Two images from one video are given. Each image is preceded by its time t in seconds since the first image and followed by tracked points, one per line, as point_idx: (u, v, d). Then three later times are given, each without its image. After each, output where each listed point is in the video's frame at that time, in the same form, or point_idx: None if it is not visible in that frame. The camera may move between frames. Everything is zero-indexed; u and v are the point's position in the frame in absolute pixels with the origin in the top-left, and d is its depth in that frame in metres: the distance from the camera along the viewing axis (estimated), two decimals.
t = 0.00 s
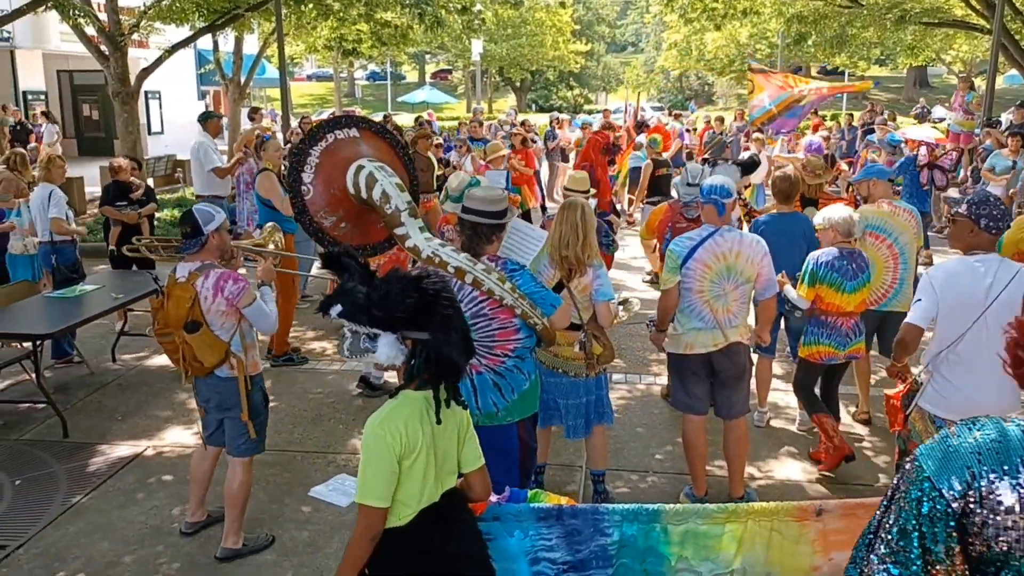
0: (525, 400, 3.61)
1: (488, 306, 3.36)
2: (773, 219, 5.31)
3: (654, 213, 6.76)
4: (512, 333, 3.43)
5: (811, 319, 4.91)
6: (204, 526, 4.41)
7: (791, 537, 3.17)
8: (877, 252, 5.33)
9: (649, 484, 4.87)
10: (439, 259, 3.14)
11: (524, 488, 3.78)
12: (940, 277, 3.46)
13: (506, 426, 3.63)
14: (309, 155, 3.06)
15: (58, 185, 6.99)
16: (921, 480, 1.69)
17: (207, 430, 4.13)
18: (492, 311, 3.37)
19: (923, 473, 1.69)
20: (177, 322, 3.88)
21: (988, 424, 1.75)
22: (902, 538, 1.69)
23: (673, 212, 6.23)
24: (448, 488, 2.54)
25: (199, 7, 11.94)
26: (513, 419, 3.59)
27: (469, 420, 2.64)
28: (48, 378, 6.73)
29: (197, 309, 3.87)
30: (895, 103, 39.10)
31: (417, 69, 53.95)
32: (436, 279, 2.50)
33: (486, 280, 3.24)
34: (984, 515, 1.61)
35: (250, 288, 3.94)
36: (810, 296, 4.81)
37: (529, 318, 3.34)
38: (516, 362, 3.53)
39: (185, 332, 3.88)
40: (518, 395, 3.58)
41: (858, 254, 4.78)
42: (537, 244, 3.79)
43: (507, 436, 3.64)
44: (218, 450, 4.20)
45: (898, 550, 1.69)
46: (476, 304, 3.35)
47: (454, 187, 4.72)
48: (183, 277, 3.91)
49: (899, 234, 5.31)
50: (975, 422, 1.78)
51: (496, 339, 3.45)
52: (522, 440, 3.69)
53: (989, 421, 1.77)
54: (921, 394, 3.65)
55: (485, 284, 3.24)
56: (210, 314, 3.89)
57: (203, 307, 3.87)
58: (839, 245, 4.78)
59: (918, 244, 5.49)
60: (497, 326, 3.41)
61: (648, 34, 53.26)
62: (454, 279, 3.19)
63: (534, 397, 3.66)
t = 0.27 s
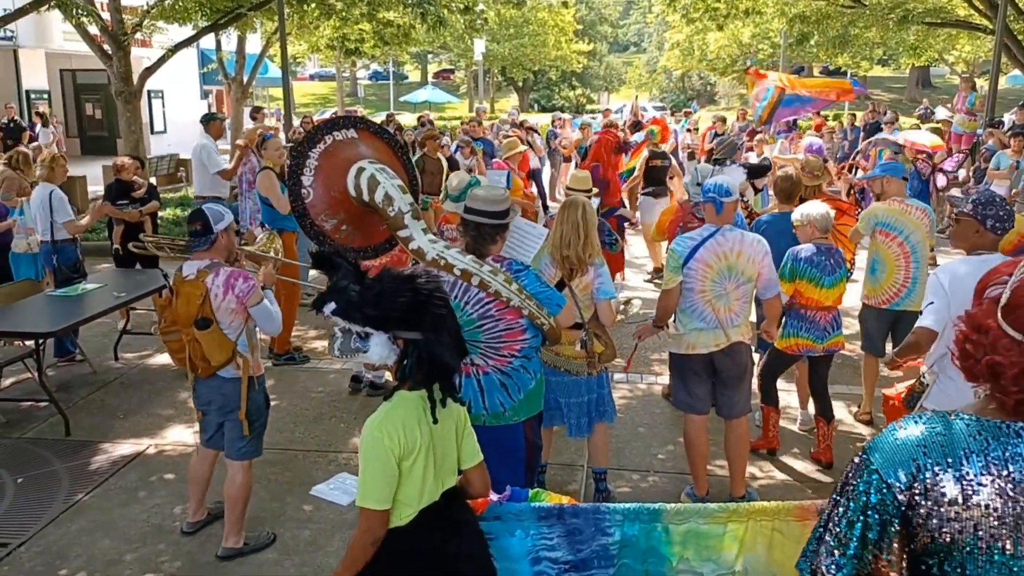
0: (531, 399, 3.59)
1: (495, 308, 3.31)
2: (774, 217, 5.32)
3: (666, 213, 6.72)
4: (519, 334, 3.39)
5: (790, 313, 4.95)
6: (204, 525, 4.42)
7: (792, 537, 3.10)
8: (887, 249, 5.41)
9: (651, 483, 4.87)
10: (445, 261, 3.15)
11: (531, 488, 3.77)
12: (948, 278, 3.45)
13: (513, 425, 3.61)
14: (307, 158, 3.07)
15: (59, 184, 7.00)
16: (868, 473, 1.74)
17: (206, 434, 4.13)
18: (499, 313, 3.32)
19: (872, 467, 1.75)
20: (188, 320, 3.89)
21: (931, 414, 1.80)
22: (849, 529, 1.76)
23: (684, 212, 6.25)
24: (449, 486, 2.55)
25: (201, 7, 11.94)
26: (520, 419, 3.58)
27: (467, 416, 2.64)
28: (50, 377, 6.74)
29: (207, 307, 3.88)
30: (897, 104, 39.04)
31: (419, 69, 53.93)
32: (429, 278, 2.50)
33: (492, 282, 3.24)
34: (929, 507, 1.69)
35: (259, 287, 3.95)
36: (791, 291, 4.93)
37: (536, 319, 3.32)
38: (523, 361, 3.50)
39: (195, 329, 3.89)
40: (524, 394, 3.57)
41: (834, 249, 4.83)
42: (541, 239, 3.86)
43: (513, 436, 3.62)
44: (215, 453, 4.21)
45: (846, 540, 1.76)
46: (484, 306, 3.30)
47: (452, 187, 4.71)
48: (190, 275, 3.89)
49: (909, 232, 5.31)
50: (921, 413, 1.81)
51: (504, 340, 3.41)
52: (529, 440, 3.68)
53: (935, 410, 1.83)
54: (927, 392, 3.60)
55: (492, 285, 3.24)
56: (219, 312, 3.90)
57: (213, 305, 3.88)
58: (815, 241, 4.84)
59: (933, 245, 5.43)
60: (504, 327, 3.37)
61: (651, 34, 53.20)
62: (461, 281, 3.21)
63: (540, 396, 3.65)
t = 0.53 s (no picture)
0: (538, 399, 3.58)
1: (503, 308, 3.31)
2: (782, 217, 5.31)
3: (673, 212, 6.74)
4: (527, 334, 3.39)
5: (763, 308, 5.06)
6: (209, 522, 4.44)
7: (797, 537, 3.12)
8: (906, 255, 5.36)
9: (655, 482, 4.87)
10: (452, 262, 3.18)
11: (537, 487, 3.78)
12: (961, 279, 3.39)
13: (520, 425, 3.60)
14: (310, 158, 3.06)
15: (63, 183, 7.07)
16: (840, 474, 1.76)
17: (206, 432, 4.13)
18: (507, 313, 3.32)
19: (845, 467, 1.77)
20: (195, 316, 3.89)
21: (902, 414, 1.81)
22: (821, 531, 1.78)
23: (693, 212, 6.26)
24: (452, 485, 2.55)
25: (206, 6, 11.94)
26: (527, 419, 3.57)
27: (467, 414, 2.63)
28: (56, 375, 6.76)
29: (214, 303, 3.88)
30: (903, 103, 38.89)
31: (424, 67, 53.87)
32: (422, 277, 2.50)
33: (501, 282, 3.23)
34: (899, 507, 1.71)
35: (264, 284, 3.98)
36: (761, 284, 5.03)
37: (545, 319, 3.34)
38: (530, 361, 3.49)
39: (202, 324, 3.89)
40: (532, 394, 3.55)
41: (809, 248, 5.05)
42: (543, 239, 3.88)
43: (520, 435, 3.61)
44: (216, 450, 4.21)
45: (817, 541, 1.78)
46: (492, 307, 3.29)
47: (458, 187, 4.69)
48: (195, 272, 3.90)
49: (929, 238, 5.25)
50: (892, 414, 1.83)
51: (511, 340, 3.40)
52: (536, 439, 3.69)
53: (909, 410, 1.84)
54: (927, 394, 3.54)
55: (500, 286, 3.23)
56: (226, 308, 3.92)
57: (220, 301, 3.90)
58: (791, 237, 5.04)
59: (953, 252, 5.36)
60: (511, 327, 3.36)
61: (656, 32, 53.08)
62: (469, 281, 3.21)
63: (546, 396, 3.63)
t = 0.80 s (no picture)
0: (540, 399, 3.58)
1: (504, 308, 3.32)
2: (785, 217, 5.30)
3: (670, 209, 6.80)
4: (528, 334, 3.39)
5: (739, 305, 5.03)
6: (209, 520, 4.45)
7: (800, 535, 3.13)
8: (916, 252, 5.36)
9: (656, 481, 4.87)
10: (454, 262, 3.11)
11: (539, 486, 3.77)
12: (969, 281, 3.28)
13: (522, 424, 3.60)
14: (310, 158, 3.06)
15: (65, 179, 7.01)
16: (843, 466, 1.77)
17: (203, 427, 4.15)
18: (508, 313, 3.33)
19: (847, 459, 1.77)
20: (192, 313, 3.89)
21: (909, 410, 1.81)
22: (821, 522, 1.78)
23: (688, 209, 6.28)
24: (452, 485, 2.55)
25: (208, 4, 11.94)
26: (530, 418, 3.57)
27: (466, 413, 2.64)
28: (57, 372, 6.76)
29: (212, 299, 3.91)
30: (905, 102, 38.87)
31: (425, 66, 53.85)
32: (415, 276, 2.51)
33: (503, 282, 3.21)
34: (899, 501, 1.71)
35: (261, 282, 4.00)
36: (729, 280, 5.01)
37: (546, 319, 3.31)
38: (532, 361, 3.48)
39: (200, 321, 3.89)
40: (534, 393, 3.54)
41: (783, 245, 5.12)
42: (544, 237, 3.87)
43: (522, 434, 3.61)
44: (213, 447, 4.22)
45: (817, 532, 1.79)
46: (494, 307, 3.31)
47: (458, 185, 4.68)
48: (192, 269, 3.91)
49: (940, 236, 5.26)
50: (899, 410, 1.84)
51: (513, 340, 3.40)
52: (538, 439, 3.68)
53: (913, 408, 1.85)
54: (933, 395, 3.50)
55: (502, 286, 3.21)
56: (224, 305, 3.94)
57: (218, 298, 3.92)
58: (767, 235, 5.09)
59: (961, 253, 5.37)
60: (513, 327, 3.37)
61: (658, 31, 53.06)
62: (470, 282, 3.17)
63: (547, 395, 3.62)
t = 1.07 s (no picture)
0: (543, 397, 3.57)
1: (506, 306, 3.28)
2: (789, 215, 5.27)
3: (665, 208, 6.79)
4: (531, 331, 3.37)
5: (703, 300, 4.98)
6: (211, 518, 4.45)
7: (806, 534, 3.14)
8: (927, 255, 5.31)
9: (659, 480, 4.86)
10: (456, 260, 3.15)
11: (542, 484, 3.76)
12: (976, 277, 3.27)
13: (525, 423, 3.59)
14: (310, 159, 3.05)
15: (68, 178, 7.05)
16: (883, 474, 1.87)
17: (194, 420, 4.13)
18: (511, 310, 3.29)
19: (887, 467, 1.87)
20: (185, 309, 3.89)
21: (951, 420, 1.91)
22: (861, 527, 1.88)
23: (682, 209, 6.26)
24: (457, 483, 2.55)
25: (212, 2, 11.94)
26: (533, 416, 3.56)
27: (472, 410, 2.63)
28: (60, 370, 6.77)
29: (204, 296, 3.90)
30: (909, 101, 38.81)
31: (429, 64, 53.85)
32: (416, 273, 2.50)
33: (505, 279, 3.22)
34: (940, 509, 1.79)
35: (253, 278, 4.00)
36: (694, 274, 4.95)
37: (549, 316, 3.30)
38: (534, 359, 3.48)
39: (191, 317, 3.88)
40: (536, 391, 3.54)
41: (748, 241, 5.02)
42: (546, 235, 3.88)
43: (525, 433, 3.60)
44: (209, 440, 4.20)
45: (855, 537, 1.89)
46: (496, 305, 3.26)
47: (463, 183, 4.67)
48: (185, 264, 3.91)
49: (952, 240, 5.18)
50: (941, 419, 1.94)
51: (516, 338, 3.38)
52: (541, 437, 3.67)
53: (954, 415, 1.94)
54: (941, 398, 3.57)
55: (505, 283, 3.21)
56: (216, 301, 3.93)
57: (210, 294, 3.92)
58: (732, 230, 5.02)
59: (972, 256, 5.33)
60: (516, 325, 3.33)
61: (661, 30, 53.03)
62: (473, 279, 3.19)
63: (550, 393, 3.62)
